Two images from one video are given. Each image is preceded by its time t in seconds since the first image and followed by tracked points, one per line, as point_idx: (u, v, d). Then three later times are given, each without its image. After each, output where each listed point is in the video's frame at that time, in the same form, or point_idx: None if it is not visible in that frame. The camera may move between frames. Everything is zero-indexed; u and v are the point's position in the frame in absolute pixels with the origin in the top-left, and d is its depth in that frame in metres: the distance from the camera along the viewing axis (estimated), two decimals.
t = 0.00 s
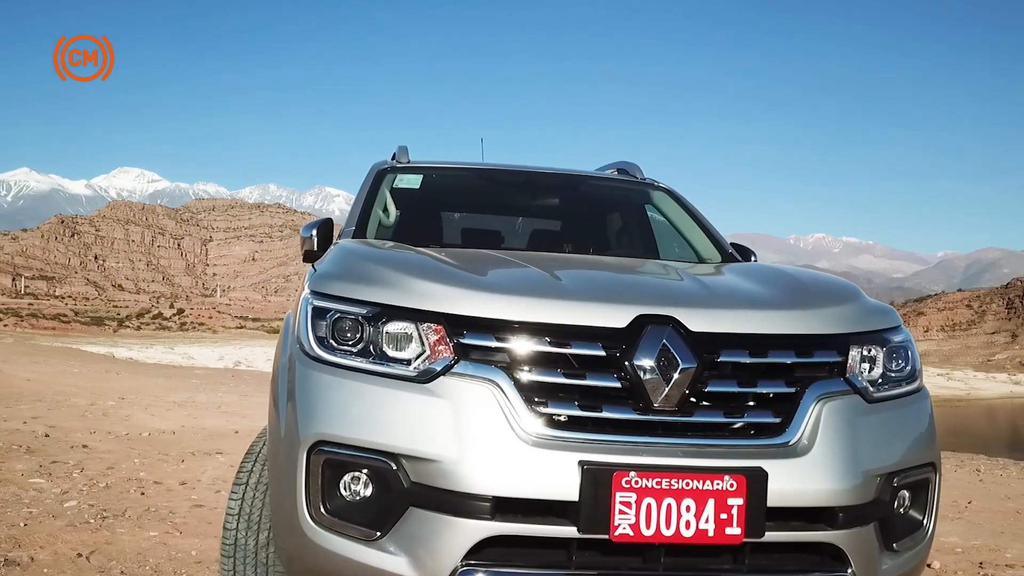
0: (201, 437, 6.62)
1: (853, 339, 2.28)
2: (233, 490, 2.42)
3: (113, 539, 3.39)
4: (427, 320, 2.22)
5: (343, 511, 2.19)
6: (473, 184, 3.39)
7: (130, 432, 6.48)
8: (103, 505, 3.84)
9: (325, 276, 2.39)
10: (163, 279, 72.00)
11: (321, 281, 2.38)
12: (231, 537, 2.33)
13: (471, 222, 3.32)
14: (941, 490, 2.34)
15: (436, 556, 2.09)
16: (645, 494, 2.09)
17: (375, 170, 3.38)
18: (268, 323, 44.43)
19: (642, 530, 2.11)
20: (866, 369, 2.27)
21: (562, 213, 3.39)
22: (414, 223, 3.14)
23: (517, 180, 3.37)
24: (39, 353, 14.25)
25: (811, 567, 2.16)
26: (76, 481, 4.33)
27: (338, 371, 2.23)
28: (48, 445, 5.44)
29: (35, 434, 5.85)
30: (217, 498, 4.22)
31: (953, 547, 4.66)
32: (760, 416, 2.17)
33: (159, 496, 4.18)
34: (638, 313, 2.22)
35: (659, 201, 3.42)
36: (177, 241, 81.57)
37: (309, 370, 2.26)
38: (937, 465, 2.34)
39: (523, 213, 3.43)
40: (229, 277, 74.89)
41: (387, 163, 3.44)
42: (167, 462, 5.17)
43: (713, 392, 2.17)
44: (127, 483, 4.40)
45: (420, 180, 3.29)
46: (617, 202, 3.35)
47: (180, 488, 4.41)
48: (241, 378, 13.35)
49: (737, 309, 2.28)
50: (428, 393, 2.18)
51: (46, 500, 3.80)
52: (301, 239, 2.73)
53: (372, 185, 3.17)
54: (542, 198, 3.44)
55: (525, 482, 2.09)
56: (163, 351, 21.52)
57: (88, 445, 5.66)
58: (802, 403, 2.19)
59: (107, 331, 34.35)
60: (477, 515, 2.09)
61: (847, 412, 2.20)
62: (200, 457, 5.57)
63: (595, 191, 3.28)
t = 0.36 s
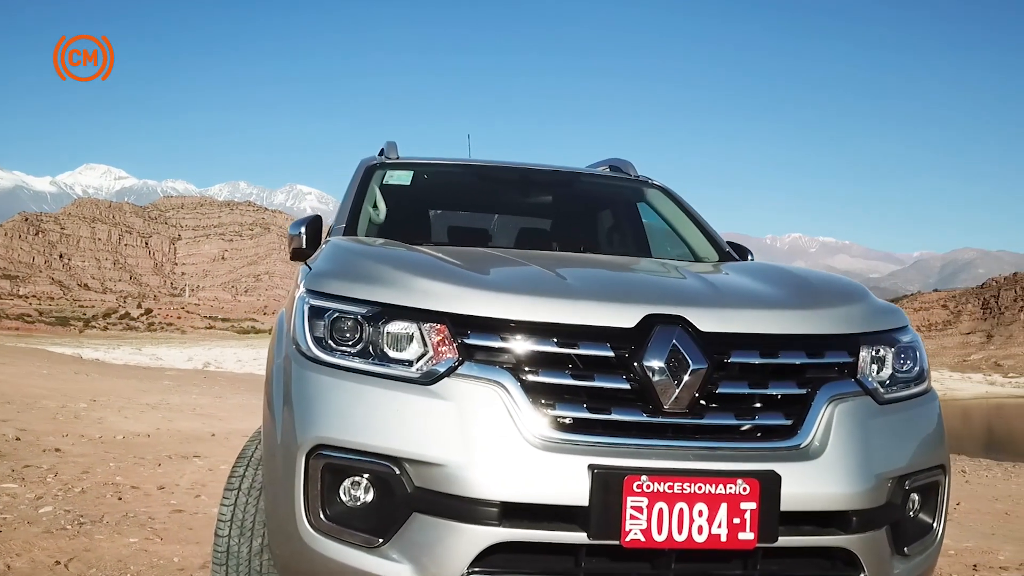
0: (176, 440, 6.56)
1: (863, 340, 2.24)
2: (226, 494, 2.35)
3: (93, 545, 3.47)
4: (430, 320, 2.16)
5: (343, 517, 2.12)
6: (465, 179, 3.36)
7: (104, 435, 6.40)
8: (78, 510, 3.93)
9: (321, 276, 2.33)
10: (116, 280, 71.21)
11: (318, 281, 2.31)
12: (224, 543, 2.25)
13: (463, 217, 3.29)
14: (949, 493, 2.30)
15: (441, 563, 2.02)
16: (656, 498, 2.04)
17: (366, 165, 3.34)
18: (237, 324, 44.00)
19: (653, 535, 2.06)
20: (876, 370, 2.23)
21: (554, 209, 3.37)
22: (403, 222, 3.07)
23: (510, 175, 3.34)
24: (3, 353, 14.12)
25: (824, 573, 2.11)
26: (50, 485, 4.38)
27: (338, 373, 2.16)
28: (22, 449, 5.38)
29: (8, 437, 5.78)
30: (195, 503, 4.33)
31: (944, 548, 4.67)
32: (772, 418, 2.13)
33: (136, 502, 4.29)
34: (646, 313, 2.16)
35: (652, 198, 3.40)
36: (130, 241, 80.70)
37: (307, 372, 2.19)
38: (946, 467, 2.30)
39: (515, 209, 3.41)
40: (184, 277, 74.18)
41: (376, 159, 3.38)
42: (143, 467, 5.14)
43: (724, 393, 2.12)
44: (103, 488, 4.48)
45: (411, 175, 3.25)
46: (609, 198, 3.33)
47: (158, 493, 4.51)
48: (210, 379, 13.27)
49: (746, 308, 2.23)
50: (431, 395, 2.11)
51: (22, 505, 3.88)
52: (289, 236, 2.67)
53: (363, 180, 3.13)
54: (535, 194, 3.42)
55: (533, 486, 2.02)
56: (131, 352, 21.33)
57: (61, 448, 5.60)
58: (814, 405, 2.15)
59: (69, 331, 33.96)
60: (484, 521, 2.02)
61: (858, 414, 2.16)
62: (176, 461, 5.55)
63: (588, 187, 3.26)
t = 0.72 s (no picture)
0: (152, 443, 6.44)
1: (876, 340, 2.20)
2: (219, 500, 2.27)
3: (72, 552, 3.47)
4: (435, 320, 2.09)
5: (346, 523, 2.05)
6: (457, 176, 3.33)
7: (77, 438, 6.28)
8: (54, 516, 3.93)
9: (319, 274, 2.26)
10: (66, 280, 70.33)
11: (318, 279, 2.24)
12: (219, 550, 2.18)
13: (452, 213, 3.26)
14: (961, 496, 2.26)
15: (449, 571, 1.95)
16: (671, 503, 1.99)
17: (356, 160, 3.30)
18: (202, 321, 43.41)
19: (669, 541, 2.00)
20: (889, 371, 2.19)
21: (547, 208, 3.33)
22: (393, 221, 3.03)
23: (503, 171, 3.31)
24: None
25: None
26: (25, 490, 4.36)
27: (340, 374, 2.09)
28: None
29: None
30: (175, 508, 4.33)
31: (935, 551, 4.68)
32: (786, 420, 2.08)
33: (115, 506, 4.28)
34: (658, 312, 2.11)
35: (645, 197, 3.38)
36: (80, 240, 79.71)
37: (307, 372, 2.12)
38: (958, 469, 2.26)
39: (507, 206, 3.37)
40: (135, 277, 73.40)
41: (365, 153, 3.33)
42: (119, 471, 5.09)
43: (739, 394, 2.07)
44: (79, 493, 4.46)
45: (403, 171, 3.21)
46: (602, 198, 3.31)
47: (136, 498, 4.49)
48: (177, 380, 13.12)
49: (757, 307, 2.19)
50: (438, 397, 2.04)
51: None
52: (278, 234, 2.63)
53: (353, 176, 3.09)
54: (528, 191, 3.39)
55: (545, 491, 1.96)
56: (101, 352, 21.07)
57: (35, 452, 5.52)
58: (828, 406, 2.10)
59: (29, 331, 33.42)
60: (493, 528, 1.96)
61: (873, 416, 2.12)
62: (154, 465, 5.50)
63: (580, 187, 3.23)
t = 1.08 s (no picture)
0: (129, 446, 6.31)
1: (892, 340, 2.17)
2: (218, 505, 2.18)
3: (54, 559, 3.52)
4: (447, 320, 2.03)
5: (354, 530, 1.98)
6: (451, 173, 3.31)
7: (51, 441, 6.16)
8: (34, 521, 3.99)
9: (324, 273, 2.20)
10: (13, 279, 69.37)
11: (323, 279, 2.18)
12: (220, 557, 2.10)
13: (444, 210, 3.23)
14: (976, 498, 2.23)
15: None
16: (691, 507, 1.93)
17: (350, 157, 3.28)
18: (171, 322, 42.81)
19: (689, 547, 1.95)
20: (905, 372, 2.16)
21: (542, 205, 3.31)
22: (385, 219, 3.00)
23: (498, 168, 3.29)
24: None
25: None
26: (5, 494, 4.39)
27: (348, 375, 2.02)
28: None
29: None
30: (157, 513, 4.39)
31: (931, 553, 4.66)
32: (805, 422, 2.04)
33: (95, 511, 4.32)
34: (675, 312, 2.06)
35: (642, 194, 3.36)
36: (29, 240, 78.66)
37: (313, 374, 2.05)
38: (974, 472, 2.23)
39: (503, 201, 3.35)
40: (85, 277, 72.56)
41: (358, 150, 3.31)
42: (97, 475, 5.07)
43: (758, 396, 2.02)
44: (57, 498, 4.47)
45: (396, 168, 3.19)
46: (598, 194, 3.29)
47: (116, 503, 4.51)
48: (145, 380, 13.00)
49: (774, 306, 2.15)
50: (451, 399, 1.98)
51: None
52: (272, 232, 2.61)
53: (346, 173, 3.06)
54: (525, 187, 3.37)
55: (563, 496, 1.90)
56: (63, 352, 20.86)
57: (10, 455, 5.46)
58: (847, 407, 2.06)
59: None
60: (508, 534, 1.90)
61: (891, 418, 2.08)
62: (132, 469, 5.44)
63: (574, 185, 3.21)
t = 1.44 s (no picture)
0: (109, 449, 6.19)
1: (912, 341, 2.14)
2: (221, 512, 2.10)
3: (39, 566, 3.56)
4: (463, 321, 1.97)
5: (369, 537, 1.91)
6: (449, 171, 3.30)
7: (29, 445, 6.03)
8: (17, 528, 4.01)
9: (331, 272, 2.13)
10: None
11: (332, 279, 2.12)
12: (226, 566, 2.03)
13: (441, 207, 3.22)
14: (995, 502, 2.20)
15: None
16: (717, 513, 1.88)
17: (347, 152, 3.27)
18: (141, 322, 41.93)
19: (715, 554, 1.90)
20: (925, 374, 2.13)
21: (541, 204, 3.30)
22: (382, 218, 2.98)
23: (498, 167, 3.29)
24: None
25: None
26: None
27: (361, 378, 1.95)
28: None
29: None
30: (141, 518, 4.39)
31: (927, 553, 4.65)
32: (828, 425, 1.99)
33: (78, 517, 4.33)
34: (696, 312, 2.01)
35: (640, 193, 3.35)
36: None
37: (324, 376, 1.98)
38: (993, 476, 2.20)
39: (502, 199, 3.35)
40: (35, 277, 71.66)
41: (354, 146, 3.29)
42: (78, 480, 5.04)
43: (781, 399, 1.97)
44: (38, 504, 4.48)
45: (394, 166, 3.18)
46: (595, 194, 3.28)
47: (100, 508, 4.51)
48: (113, 380, 12.88)
49: (794, 307, 2.11)
50: (468, 402, 1.91)
51: None
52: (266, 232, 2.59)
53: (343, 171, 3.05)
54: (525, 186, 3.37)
55: (585, 500, 1.84)
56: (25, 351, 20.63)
57: None
58: (870, 410, 2.03)
59: None
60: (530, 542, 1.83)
61: (914, 422, 2.04)
62: (113, 473, 5.35)
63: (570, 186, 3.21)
